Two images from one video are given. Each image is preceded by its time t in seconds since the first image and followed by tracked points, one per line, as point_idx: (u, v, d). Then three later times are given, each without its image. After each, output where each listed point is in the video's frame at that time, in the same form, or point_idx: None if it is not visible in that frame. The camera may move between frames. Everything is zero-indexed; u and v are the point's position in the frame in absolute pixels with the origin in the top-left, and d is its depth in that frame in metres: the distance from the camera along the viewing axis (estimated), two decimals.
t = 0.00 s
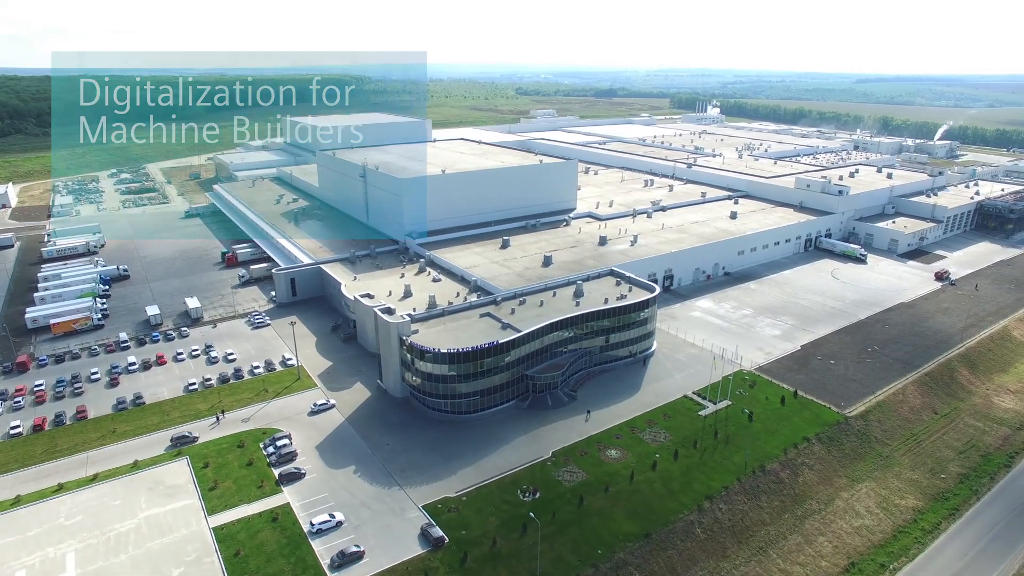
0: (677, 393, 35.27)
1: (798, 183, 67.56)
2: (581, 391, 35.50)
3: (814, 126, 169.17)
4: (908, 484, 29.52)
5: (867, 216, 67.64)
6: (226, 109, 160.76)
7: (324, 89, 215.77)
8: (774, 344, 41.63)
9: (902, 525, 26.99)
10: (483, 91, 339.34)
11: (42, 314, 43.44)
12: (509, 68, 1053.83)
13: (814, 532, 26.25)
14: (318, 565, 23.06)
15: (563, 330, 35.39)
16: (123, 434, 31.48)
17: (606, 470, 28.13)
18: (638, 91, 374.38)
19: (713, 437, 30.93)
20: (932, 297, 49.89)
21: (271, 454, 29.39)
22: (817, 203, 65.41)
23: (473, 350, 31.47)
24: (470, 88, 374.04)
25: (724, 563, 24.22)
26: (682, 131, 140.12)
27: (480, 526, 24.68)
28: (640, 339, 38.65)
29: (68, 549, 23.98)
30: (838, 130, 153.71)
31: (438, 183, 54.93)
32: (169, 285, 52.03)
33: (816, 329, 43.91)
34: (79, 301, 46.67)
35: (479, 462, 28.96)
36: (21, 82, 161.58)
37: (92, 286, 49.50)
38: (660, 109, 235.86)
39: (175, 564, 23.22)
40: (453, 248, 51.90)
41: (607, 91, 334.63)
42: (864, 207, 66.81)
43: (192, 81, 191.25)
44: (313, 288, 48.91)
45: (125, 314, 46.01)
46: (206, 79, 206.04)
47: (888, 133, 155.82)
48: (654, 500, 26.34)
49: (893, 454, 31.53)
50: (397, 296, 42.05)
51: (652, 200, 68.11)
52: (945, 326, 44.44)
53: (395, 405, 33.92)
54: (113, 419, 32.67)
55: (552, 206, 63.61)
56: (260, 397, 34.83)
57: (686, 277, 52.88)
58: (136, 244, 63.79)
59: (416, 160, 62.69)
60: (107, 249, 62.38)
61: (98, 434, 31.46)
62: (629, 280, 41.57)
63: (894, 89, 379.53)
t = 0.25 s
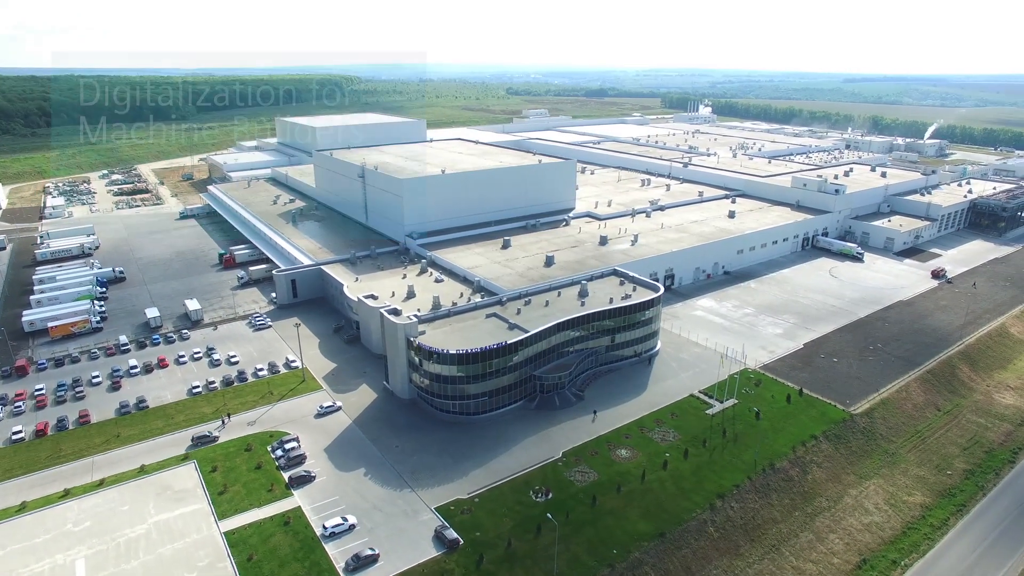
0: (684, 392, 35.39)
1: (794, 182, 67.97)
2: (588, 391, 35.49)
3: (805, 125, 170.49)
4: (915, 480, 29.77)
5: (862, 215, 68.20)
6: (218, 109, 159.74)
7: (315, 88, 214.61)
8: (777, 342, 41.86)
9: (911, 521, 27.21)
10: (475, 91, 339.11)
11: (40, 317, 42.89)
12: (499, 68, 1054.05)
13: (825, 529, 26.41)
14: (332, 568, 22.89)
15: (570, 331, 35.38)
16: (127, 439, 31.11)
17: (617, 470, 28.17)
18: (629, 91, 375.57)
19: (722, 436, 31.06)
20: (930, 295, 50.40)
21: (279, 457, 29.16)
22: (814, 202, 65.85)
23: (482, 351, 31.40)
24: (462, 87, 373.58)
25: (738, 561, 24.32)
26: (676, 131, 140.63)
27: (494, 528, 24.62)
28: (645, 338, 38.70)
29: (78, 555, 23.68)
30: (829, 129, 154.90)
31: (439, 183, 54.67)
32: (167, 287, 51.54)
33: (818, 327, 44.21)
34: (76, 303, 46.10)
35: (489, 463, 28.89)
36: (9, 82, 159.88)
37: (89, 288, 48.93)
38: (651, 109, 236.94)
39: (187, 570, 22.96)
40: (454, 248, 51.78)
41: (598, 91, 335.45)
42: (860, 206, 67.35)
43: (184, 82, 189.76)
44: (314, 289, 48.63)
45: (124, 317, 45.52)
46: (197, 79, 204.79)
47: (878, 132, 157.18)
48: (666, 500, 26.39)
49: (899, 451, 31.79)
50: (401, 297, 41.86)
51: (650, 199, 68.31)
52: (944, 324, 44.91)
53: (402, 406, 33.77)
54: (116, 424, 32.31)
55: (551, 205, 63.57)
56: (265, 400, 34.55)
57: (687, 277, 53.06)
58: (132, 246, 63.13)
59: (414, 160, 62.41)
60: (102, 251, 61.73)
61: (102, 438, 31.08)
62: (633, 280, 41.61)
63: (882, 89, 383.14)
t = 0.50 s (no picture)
0: (688, 391, 35.46)
1: (791, 182, 68.30)
2: (592, 391, 35.51)
3: (799, 124, 171.37)
4: (919, 478, 29.96)
5: (859, 214, 68.62)
6: (211, 109, 158.83)
7: (308, 88, 213.76)
8: (779, 341, 42.04)
9: (917, 518, 27.38)
10: (468, 91, 338.83)
11: (38, 320, 42.47)
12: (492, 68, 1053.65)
13: (832, 527, 26.54)
14: (343, 571, 22.78)
15: (574, 331, 35.41)
16: (131, 442, 30.86)
17: (625, 470, 28.20)
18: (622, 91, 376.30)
19: (727, 435, 31.16)
20: (928, 293, 50.78)
21: (285, 460, 29.00)
22: (811, 201, 66.18)
23: (488, 352, 31.36)
24: (455, 88, 373.16)
25: (747, 560, 24.40)
26: (671, 131, 140.93)
27: (504, 529, 24.58)
28: (648, 338, 38.76)
29: (84, 560, 23.45)
30: (822, 129, 155.79)
31: (439, 183, 54.53)
32: (166, 289, 51.17)
33: (818, 326, 44.45)
34: (74, 306, 45.69)
35: (496, 464, 28.85)
36: None
37: (86, 290, 48.50)
38: (645, 109, 237.60)
39: (196, 574, 22.80)
40: (455, 249, 51.69)
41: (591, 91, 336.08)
42: (857, 205, 67.76)
43: (177, 82, 188.71)
44: (315, 290, 48.43)
45: (123, 319, 45.16)
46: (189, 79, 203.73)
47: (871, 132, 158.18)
48: (675, 500, 26.45)
49: (903, 449, 31.98)
50: (403, 297, 41.75)
51: (649, 199, 68.46)
52: (942, 322, 45.25)
53: (407, 408, 33.65)
54: (119, 427, 32.04)
55: (550, 206, 63.54)
56: (268, 402, 34.35)
57: (687, 276, 53.21)
58: (128, 247, 62.65)
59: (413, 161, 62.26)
60: (97, 252, 61.22)
61: (104, 442, 30.81)
62: (635, 279, 41.67)
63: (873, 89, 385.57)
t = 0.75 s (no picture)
0: (694, 391, 35.56)
1: (788, 181, 68.68)
2: (599, 391, 35.53)
3: (790, 124, 172.47)
4: (926, 475, 30.21)
5: (855, 213, 69.13)
6: (201, 110, 157.55)
7: (299, 88, 212.63)
8: (782, 340, 42.26)
9: (926, 515, 27.60)
10: (459, 91, 338.35)
11: (36, 323, 41.91)
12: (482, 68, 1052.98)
13: (843, 525, 26.69)
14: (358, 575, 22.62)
15: (582, 331, 35.43)
16: (136, 446, 30.50)
17: (636, 470, 28.22)
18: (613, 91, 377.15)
19: (736, 434, 31.27)
20: (926, 291, 51.25)
21: (295, 463, 28.78)
22: (808, 200, 66.60)
23: (498, 352, 31.30)
24: (446, 88, 372.55)
25: (761, 558, 24.51)
26: (664, 130, 141.43)
27: (519, 530, 24.52)
28: (654, 338, 38.82)
29: (95, 567, 23.17)
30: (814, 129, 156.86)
31: (439, 184, 54.33)
32: (164, 291, 50.67)
33: (820, 324, 44.73)
34: (72, 308, 45.12)
35: (507, 465, 28.79)
36: None
37: (84, 293, 47.91)
38: (636, 109, 238.35)
39: None
40: (456, 249, 51.56)
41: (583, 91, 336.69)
42: (853, 204, 68.26)
43: (166, 82, 186.91)
44: (316, 292, 48.15)
45: (122, 322, 44.65)
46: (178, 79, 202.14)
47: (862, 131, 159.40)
48: (687, 499, 26.51)
49: (909, 446, 32.22)
50: (407, 298, 41.58)
51: (647, 199, 68.62)
52: (942, 320, 45.68)
53: (415, 409, 33.55)
54: (123, 431, 31.67)
55: (550, 206, 63.51)
56: (274, 405, 34.07)
57: (687, 276, 53.37)
58: (123, 250, 61.98)
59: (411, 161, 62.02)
60: (92, 254, 60.53)
61: (110, 447, 30.44)
62: (639, 279, 41.72)
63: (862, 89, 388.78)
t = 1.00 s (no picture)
0: (700, 390, 35.66)
1: (786, 180, 68.93)
2: (606, 390, 35.56)
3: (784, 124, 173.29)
4: (932, 471, 30.42)
5: (853, 212, 69.53)
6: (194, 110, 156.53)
7: (293, 88, 211.63)
8: (785, 338, 42.44)
9: (933, 512, 27.78)
10: (453, 91, 337.88)
11: (35, 325, 41.49)
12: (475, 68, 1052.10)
13: (852, 522, 26.84)
14: None
15: (588, 330, 35.44)
16: (142, 450, 30.24)
17: (646, 469, 28.26)
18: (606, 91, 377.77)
19: (743, 432, 31.37)
20: (925, 289, 51.63)
21: (303, 465, 28.62)
22: (806, 199, 66.91)
23: (506, 353, 31.27)
24: (439, 88, 372.01)
25: (773, 556, 24.60)
26: (660, 130, 141.67)
27: (532, 530, 24.50)
28: (658, 337, 38.89)
29: (106, 572, 22.98)
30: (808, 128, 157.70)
31: (440, 184, 54.18)
32: (164, 292, 50.31)
33: (822, 323, 44.95)
34: (71, 310, 44.70)
35: (517, 466, 28.75)
36: None
37: (83, 295, 47.47)
38: (630, 109, 238.91)
39: None
40: (458, 249, 51.47)
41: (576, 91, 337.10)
42: (850, 203, 68.65)
43: (158, 82, 185.54)
44: (318, 293, 47.96)
45: (122, 324, 44.28)
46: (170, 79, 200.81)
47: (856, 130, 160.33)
48: (698, 498, 26.58)
49: (914, 443, 32.43)
50: (410, 299, 41.45)
51: (646, 199, 68.75)
52: (941, 317, 46.03)
53: (421, 410, 33.47)
54: (128, 434, 31.40)
55: (550, 206, 63.50)
56: (280, 407, 33.88)
57: (689, 275, 53.50)
58: (120, 251, 61.49)
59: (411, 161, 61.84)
60: (89, 255, 59.99)
61: (115, 450, 30.16)
62: (643, 279, 41.78)
63: (853, 88, 391.15)
